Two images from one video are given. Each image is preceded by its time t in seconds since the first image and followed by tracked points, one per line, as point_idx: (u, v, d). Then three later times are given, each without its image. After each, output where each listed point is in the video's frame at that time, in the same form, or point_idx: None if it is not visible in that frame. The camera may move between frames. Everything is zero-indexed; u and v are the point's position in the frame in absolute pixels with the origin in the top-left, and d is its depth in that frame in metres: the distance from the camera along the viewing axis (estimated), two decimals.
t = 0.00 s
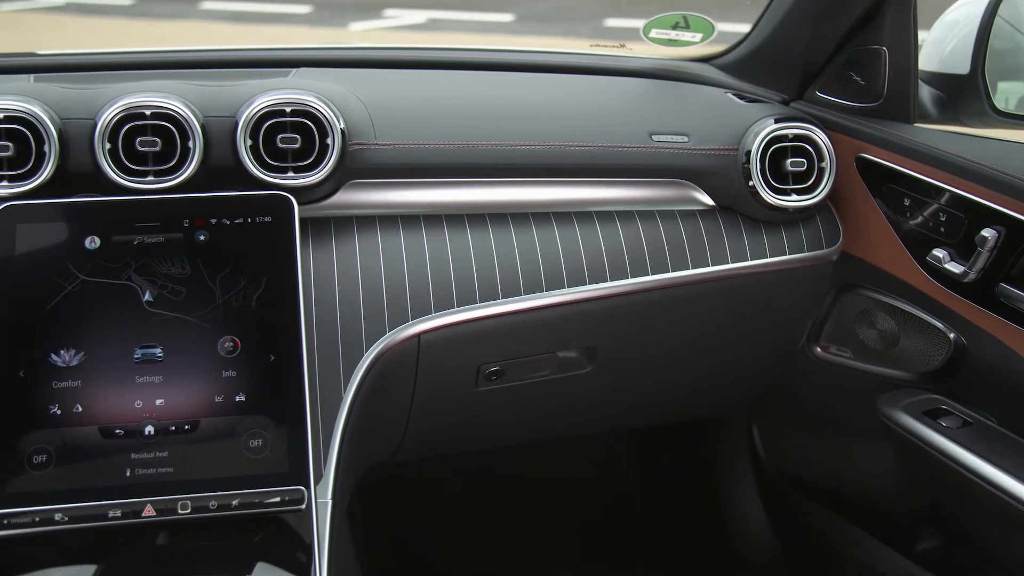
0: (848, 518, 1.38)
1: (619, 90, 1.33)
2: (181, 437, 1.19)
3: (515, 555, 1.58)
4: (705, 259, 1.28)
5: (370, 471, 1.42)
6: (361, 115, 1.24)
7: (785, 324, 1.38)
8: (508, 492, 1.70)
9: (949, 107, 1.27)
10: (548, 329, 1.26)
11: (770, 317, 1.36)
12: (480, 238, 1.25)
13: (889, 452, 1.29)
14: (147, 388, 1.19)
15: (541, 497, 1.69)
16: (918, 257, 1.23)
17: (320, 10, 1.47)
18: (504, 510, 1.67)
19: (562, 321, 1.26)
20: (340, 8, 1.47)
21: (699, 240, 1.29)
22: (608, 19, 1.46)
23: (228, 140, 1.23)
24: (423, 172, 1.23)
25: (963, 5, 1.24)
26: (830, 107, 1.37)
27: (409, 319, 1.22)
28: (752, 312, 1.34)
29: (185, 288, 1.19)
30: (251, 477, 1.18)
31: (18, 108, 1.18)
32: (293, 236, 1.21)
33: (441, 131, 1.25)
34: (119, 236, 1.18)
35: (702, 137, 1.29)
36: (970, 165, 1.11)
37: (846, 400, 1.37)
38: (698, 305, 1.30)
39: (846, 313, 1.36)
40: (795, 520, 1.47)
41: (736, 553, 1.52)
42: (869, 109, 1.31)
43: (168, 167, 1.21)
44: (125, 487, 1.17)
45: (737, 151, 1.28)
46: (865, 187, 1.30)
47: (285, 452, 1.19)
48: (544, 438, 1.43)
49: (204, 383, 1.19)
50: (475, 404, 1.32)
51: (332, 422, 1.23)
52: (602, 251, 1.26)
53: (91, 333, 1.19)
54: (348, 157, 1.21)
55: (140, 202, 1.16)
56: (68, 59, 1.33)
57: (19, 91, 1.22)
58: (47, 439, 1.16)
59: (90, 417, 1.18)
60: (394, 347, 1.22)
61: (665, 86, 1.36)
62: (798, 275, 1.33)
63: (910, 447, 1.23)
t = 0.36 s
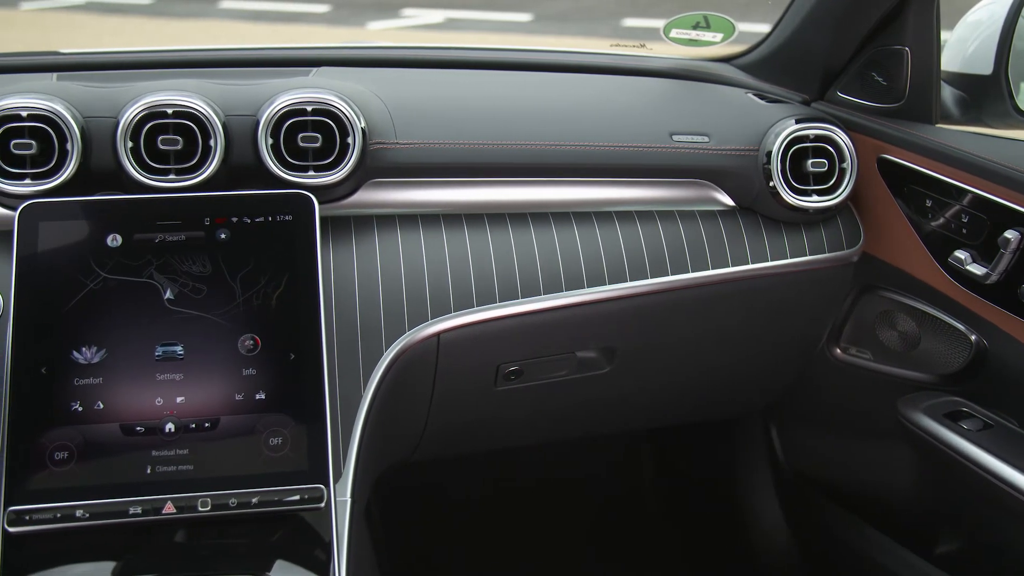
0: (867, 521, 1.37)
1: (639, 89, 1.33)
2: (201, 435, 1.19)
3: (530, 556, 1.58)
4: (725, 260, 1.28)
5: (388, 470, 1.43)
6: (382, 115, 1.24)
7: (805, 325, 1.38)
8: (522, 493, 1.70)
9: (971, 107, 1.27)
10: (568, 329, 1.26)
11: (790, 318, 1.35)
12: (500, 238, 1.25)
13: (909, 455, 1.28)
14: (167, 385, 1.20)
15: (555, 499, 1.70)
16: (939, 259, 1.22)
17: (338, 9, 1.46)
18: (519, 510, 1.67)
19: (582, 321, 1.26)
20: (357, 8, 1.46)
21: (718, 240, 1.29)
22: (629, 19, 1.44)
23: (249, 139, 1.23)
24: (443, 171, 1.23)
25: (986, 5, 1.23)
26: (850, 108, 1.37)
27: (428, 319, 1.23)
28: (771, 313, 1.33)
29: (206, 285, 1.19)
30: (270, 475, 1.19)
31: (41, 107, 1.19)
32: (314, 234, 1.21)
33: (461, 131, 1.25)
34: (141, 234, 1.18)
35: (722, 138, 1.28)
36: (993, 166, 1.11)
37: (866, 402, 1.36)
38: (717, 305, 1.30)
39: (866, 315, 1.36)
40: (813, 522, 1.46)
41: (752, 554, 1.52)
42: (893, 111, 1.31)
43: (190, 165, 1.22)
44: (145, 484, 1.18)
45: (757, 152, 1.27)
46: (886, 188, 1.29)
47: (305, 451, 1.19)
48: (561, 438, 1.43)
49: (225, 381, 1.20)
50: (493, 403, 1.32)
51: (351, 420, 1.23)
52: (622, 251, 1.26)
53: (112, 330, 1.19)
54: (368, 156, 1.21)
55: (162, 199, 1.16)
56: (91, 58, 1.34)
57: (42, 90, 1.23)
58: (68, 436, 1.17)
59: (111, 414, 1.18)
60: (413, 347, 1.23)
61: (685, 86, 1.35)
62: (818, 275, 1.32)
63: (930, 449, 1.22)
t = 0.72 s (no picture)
0: (887, 524, 1.37)
1: (659, 90, 1.33)
2: (222, 433, 1.19)
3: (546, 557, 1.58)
4: (745, 260, 1.28)
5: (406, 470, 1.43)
6: (403, 115, 1.24)
7: (825, 327, 1.37)
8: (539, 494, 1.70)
9: (994, 109, 1.24)
10: (587, 329, 1.26)
11: (810, 320, 1.35)
12: (520, 238, 1.25)
13: (930, 458, 1.27)
14: (188, 384, 1.20)
15: (572, 500, 1.69)
16: (962, 261, 1.21)
17: (357, 9, 1.48)
18: (536, 510, 1.67)
19: (603, 321, 1.26)
20: (377, 8, 1.49)
21: (739, 241, 1.28)
22: (648, 19, 1.49)
23: (270, 138, 1.24)
24: (464, 170, 1.24)
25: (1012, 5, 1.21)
26: (873, 109, 1.36)
27: (448, 319, 1.23)
28: (791, 314, 1.33)
29: (228, 284, 1.20)
30: (291, 474, 1.19)
31: (65, 106, 1.20)
32: (335, 233, 1.22)
33: (481, 130, 1.25)
34: (163, 233, 1.19)
35: (743, 139, 1.28)
36: (1016, 168, 1.10)
37: (886, 404, 1.36)
38: (737, 306, 1.29)
39: (887, 316, 1.35)
40: (832, 524, 1.46)
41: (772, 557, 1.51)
42: (915, 112, 1.30)
43: (212, 164, 1.22)
44: (166, 481, 1.18)
45: (778, 153, 1.27)
46: (908, 189, 1.28)
47: (325, 450, 1.20)
48: (579, 438, 1.42)
49: (246, 379, 1.20)
50: (512, 404, 1.32)
51: (371, 418, 1.24)
52: (642, 252, 1.26)
53: (134, 329, 1.20)
54: (389, 156, 1.22)
55: (185, 199, 1.17)
56: (114, 58, 1.35)
57: (65, 89, 1.24)
58: (90, 433, 1.17)
59: (132, 412, 1.19)
60: (434, 346, 1.23)
61: (706, 87, 1.35)
62: (839, 277, 1.32)
63: (951, 452, 1.22)
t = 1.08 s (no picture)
0: (906, 526, 1.36)
1: (680, 89, 1.33)
2: (243, 432, 1.20)
3: (566, 560, 1.57)
4: (767, 261, 1.28)
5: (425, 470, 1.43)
6: (425, 116, 1.25)
7: (846, 329, 1.37)
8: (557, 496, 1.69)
9: (1018, 110, 1.23)
10: (609, 329, 1.26)
11: (831, 322, 1.34)
12: (541, 238, 1.26)
13: (950, 461, 1.27)
14: (210, 382, 1.20)
15: (590, 500, 1.69)
16: (985, 263, 1.20)
17: (376, 9, 1.47)
18: (555, 512, 1.66)
19: (625, 321, 1.26)
20: (395, 8, 1.48)
21: (761, 242, 1.28)
22: (665, 20, 1.46)
23: (292, 137, 1.24)
24: (486, 171, 1.24)
25: None
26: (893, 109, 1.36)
27: (469, 319, 1.23)
28: (812, 316, 1.33)
29: (250, 283, 1.20)
30: (312, 473, 1.19)
31: (89, 105, 1.20)
32: (357, 233, 1.22)
33: (503, 130, 1.25)
34: (185, 232, 1.20)
35: (765, 139, 1.28)
36: None
37: (907, 407, 1.35)
38: (758, 308, 1.29)
39: (909, 319, 1.34)
40: (851, 526, 1.45)
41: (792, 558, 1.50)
42: (937, 113, 1.29)
43: (234, 163, 1.23)
44: (188, 479, 1.18)
45: (800, 154, 1.27)
46: (931, 191, 1.27)
47: (346, 449, 1.20)
48: (598, 439, 1.42)
49: (267, 378, 1.21)
50: (533, 404, 1.32)
51: (392, 417, 1.24)
52: (663, 252, 1.26)
53: (157, 327, 1.20)
54: (411, 155, 1.22)
55: (208, 198, 1.18)
56: (137, 57, 1.35)
57: (88, 88, 1.24)
58: (112, 431, 1.18)
59: (155, 410, 1.19)
60: (455, 346, 1.23)
61: (727, 87, 1.34)
62: (860, 278, 1.31)
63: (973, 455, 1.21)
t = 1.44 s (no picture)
0: (927, 529, 1.36)
1: (702, 90, 1.32)
2: (266, 430, 1.20)
3: (583, 560, 1.57)
4: (789, 262, 1.27)
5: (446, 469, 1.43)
6: (448, 116, 1.25)
7: (868, 330, 1.36)
8: (574, 495, 1.70)
9: None
10: (630, 329, 1.26)
11: (853, 324, 1.34)
12: (563, 238, 1.26)
13: (973, 464, 1.26)
14: (233, 380, 1.21)
15: (608, 500, 1.68)
16: (1010, 266, 1.19)
17: (395, 9, 1.46)
18: (574, 511, 1.67)
19: (647, 321, 1.26)
20: (414, 9, 1.46)
21: (783, 243, 1.28)
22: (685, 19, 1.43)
23: (315, 136, 1.24)
24: (508, 171, 1.24)
25: None
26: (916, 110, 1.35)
27: (491, 318, 1.23)
28: (834, 317, 1.32)
29: (273, 282, 1.21)
30: (334, 471, 1.20)
31: (113, 104, 1.21)
32: (378, 231, 1.23)
33: (525, 130, 1.25)
34: (208, 230, 1.20)
35: (788, 140, 1.27)
36: None
37: (928, 409, 1.35)
38: (779, 309, 1.29)
39: (931, 320, 1.34)
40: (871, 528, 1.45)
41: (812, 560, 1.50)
42: (963, 113, 1.28)
43: (257, 163, 1.23)
44: (211, 477, 1.19)
45: (823, 155, 1.27)
46: (955, 194, 1.26)
47: (368, 448, 1.20)
48: (618, 440, 1.42)
49: (290, 377, 1.21)
50: (553, 404, 1.32)
51: (414, 417, 1.24)
52: (685, 253, 1.26)
53: (179, 325, 1.21)
54: (434, 155, 1.23)
55: (231, 197, 1.18)
56: (160, 57, 1.36)
57: (112, 87, 1.25)
58: (135, 429, 1.18)
59: (178, 408, 1.20)
60: (476, 345, 1.23)
61: (750, 87, 1.34)
62: (883, 280, 1.30)
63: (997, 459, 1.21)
